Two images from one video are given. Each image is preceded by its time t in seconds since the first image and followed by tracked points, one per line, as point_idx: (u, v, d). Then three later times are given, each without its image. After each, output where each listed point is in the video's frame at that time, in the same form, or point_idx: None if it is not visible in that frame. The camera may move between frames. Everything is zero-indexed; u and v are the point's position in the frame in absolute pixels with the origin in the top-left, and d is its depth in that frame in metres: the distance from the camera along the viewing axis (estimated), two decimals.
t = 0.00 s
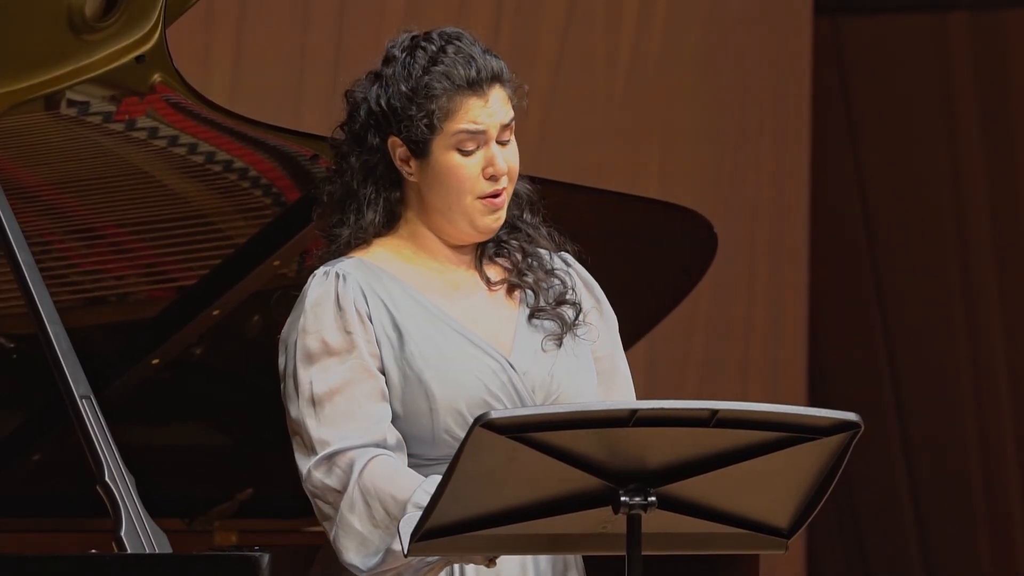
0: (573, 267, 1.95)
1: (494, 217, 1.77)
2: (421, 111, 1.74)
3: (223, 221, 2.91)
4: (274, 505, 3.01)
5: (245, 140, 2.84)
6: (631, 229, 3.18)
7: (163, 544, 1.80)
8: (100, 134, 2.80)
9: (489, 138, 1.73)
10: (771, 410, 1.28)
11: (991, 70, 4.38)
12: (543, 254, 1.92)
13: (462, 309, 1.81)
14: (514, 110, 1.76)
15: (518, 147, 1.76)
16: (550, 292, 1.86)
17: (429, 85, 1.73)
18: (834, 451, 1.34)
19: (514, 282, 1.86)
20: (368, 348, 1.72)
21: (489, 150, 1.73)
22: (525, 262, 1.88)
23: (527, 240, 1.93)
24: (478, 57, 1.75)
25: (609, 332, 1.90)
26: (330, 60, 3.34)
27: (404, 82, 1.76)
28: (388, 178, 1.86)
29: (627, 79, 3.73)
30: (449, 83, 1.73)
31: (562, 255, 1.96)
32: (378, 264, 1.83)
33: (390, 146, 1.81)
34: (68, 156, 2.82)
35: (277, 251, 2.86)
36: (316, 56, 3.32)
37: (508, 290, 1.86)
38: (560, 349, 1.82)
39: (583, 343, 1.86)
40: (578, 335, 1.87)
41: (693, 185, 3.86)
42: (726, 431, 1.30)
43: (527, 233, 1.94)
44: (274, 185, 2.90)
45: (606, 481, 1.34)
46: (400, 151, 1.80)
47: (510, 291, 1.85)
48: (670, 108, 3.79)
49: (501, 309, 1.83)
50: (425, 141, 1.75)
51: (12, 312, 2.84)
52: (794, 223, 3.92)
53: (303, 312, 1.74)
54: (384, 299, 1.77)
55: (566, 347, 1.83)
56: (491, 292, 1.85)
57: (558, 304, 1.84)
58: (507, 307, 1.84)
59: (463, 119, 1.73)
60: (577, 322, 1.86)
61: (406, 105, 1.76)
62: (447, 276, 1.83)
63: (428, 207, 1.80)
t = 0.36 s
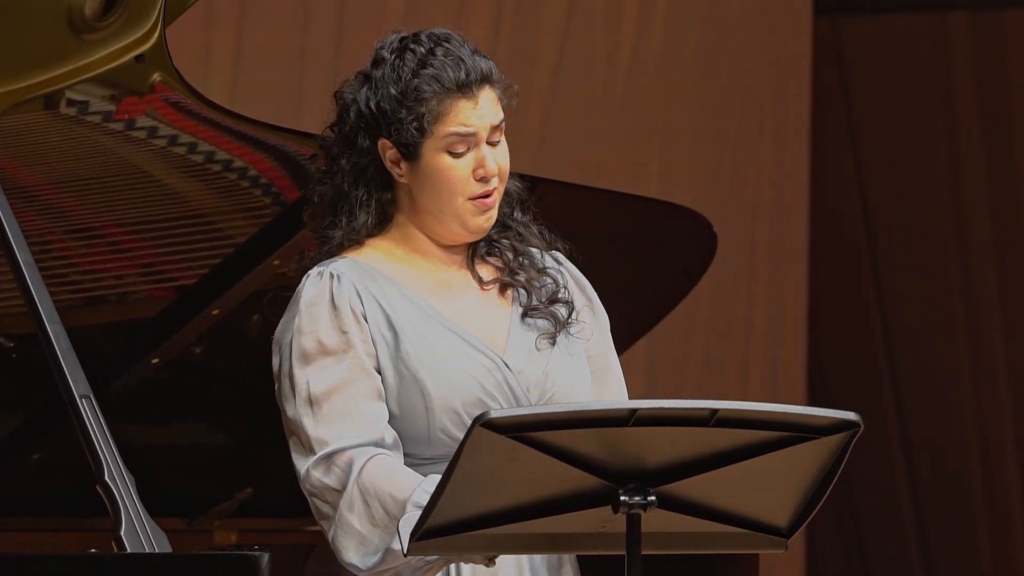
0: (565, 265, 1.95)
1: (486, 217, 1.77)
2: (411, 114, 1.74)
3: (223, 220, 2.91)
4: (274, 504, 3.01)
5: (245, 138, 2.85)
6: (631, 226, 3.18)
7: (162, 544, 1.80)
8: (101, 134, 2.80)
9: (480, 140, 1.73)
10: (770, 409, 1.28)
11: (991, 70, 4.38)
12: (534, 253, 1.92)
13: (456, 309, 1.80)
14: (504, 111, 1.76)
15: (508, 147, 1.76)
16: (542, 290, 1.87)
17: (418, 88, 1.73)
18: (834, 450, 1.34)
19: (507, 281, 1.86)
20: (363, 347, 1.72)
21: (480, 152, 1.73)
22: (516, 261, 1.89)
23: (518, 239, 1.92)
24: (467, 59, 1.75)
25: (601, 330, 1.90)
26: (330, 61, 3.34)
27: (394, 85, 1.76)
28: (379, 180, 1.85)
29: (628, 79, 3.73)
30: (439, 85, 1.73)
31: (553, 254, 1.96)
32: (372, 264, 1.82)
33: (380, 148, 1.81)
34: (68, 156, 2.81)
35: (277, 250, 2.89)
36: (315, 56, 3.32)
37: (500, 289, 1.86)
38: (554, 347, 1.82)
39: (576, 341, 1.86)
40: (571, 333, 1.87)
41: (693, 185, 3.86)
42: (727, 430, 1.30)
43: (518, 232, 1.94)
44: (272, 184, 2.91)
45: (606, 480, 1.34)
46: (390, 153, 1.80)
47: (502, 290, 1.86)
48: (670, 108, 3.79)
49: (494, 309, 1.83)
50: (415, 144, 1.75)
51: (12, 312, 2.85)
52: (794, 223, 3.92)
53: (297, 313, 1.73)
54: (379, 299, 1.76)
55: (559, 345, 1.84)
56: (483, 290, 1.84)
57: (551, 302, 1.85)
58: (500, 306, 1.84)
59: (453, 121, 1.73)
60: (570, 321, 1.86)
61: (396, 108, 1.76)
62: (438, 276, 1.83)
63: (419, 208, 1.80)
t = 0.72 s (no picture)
0: (556, 264, 1.95)
1: (478, 216, 1.76)
2: (400, 115, 1.73)
3: (223, 219, 2.89)
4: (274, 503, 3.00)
5: (244, 137, 2.84)
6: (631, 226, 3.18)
7: (162, 544, 1.80)
8: (100, 133, 2.82)
9: (470, 139, 1.73)
10: (771, 409, 1.28)
11: (991, 70, 4.38)
12: (525, 251, 1.92)
13: (450, 308, 1.80)
14: (493, 109, 1.76)
15: (498, 145, 1.76)
16: (535, 289, 1.86)
17: (407, 89, 1.72)
18: (835, 449, 1.34)
19: (499, 280, 1.85)
20: (360, 346, 1.71)
21: (471, 151, 1.73)
22: (508, 259, 1.88)
23: (510, 237, 1.93)
24: (455, 58, 1.75)
25: (593, 329, 1.90)
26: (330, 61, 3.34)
27: (382, 86, 1.76)
28: (370, 181, 1.84)
29: (628, 78, 3.73)
30: (428, 86, 1.72)
31: (544, 252, 1.96)
32: (366, 263, 1.82)
33: (371, 150, 1.80)
34: (68, 155, 2.82)
35: (277, 249, 2.87)
36: (316, 55, 3.32)
37: (493, 288, 1.85)
38: (548, 346, 1.82)
39: (570, 339, 1.87)
40: (564, 331, 1.88)
41: (693, 186, 3.86)
42: (727, 429, 1.29)
43: (510, 230, 1.94)
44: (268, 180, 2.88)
45: (606, 479, 1.34)
46: (381, 155, 1.79)
47: (495, 290, 1.85)
48: (670, 107, 3.79)
49: (488, 307, 1.83)
50: (406, 145, 1.75)
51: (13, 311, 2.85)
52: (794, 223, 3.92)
53: (293, 313, 1.73)
54: (375, 298, 1.76)
55: (553, 343, 1.84)
56: (476, 289, 1.84)
57: (544, 300, 1.85)
58: (493, 305, 1.84)
59: (443, 121, 1.72)
60: (564, 319, 1.86)
61: (385, 110, 1.75)
62: (431, 275, 1.82)
63: (411, 208, 1.79)
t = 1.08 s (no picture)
0: (553, 261, 1.97)
1: (471, 213, 1.75)
2: (381, 118, 1.73)
3: (222, 218, 2.87)
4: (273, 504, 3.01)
5: (241, 134, 2.82)
6: (628, 224, 3.18)
7: (163, 543, 1.80)
8: (100, 133, 2.84)
9: (455, 133, 1.72)
10: (771, 409, 1.27)
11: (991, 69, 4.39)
12: (522, 248, 1.95)
13: (449, 306, 1.81)
14: (476, 102, 1.76)
15: (485, 139, 1.75)
16: (533, 285, 1.88)
17: (386, 91, 1.73)
18: (835, 448, 1.34)
19: (497, 276, 1.87)
20: (359, 344, 1.72)
21: (457, 146, 1.72)
22: (505, 255, 1.91)
23: (507, 234, 1.95)
24: (430, 55, 1.75)
25: (591, 326, 1.91)
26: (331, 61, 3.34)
27: (362, 91, 1.76)
28: (359, 187, 1.85)
29: (627, 77, 3.74)
30: (406, 86, 1.72)
31: (540, 249, 1.97)
32: (363, 263, 1.82)
33: (359, 155, 1.80)
34: (68, 155, 2.84)
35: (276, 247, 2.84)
36: (316, 55, 3.33)
37: (491, 284, 1.87)
38: (545, 343, 1.83)
39: (567, 337, 1.88)
40: (561, 328, 1.89)
41: (693, 184, 3.87)
42: (727, 429, 1.29)
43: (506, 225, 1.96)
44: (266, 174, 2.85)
45: (606, 478, 1.34)
46: (370, 160, 1.79)
47: (493, 285, 1.87)
48: (669, 106, 3.80)
49: (486, 304, 1.84)
50: (391, 148, 1.75)
51: (12, 310, 2.85)
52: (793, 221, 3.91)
53: (291, 311, 1.73)
54: (373, 297, 1.77)
55: (551, 341, 1.85)
56: (474, 284, 1.86)
57: (541, 298, 1.86)
58: (491, 300, 1.86)
59: (427, 118, 1.72)
60: (561, 316, 1.87)
61: (367, 114, 1.75)
62: (428, 273, 1.84)
63: (404, 209, 1.80)
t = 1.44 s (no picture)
0: (548, 256, 1.97)
1: (462, 211, 1.75)
2: (363, 123, 1.74)
3: (222, 217, 2.87)
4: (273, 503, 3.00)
5: (241, 134, 2.80)
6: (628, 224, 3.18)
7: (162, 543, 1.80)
8: (100, 132, 2.82)
9: (438, 132, 1.72)
10: (771, 408, 1.27)
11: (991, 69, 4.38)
12: (519, 243, 1.95)
13: (446, 301, 1.81)
14: (459, 100, 1.76)
15: (472, 136, 1.75)
16: (530, 281, 1.89)
17: (365, 95, 1.74)
18: (835, 448, 1.33)
19: (494, 271, 1.88)
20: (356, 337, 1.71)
21: (441, 144, 1.72)
22: (501, 250, 1.92)
23: (503, 229, 1.96)
24: (406, 54, 1.76)
25: (586, 323, 1.92)
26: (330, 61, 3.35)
27: (343, 98, 1.77)
28: (347, 194, 1.85)
29: (627, 77, 3.74)
30: (384, 88, 1.73)
31: (536, 244, 1.98)
32: (359, 258, 1.82)
33: (347, 161, 1.80)
34: (67, 154, 2.83)
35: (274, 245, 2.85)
36: (316, 55, 3.33)
37: (488, 278, 1.88)
38: (541, 339, 1.83)
39: (563, 333, 1.88)
40: (557, 324, 1.89)
41: (693, 185, 3.87)
42: (727, 428, 1.29)
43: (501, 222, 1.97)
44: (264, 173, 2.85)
45: (605, 478, 1.34)
46: (358, 166, 1.79)
47: (490, 279, 1.88)
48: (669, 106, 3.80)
49: (483, 299, 1.84)
50: (377, 152, 1.75)
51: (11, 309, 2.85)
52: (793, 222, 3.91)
53: (287, 304, 1.72)
54: (369, 290, 1.76)
55: (547, 337, 1.85)
56: (469, 279, 1.86)
57: (538, 293, 1.87)
58: (488, 295, 1.86)
59: (408, 119, 1.72)
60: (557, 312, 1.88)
61: (350, 119, 1.76)
62: (423, 269, 1.84)
63: (396, 210, 1.80)
